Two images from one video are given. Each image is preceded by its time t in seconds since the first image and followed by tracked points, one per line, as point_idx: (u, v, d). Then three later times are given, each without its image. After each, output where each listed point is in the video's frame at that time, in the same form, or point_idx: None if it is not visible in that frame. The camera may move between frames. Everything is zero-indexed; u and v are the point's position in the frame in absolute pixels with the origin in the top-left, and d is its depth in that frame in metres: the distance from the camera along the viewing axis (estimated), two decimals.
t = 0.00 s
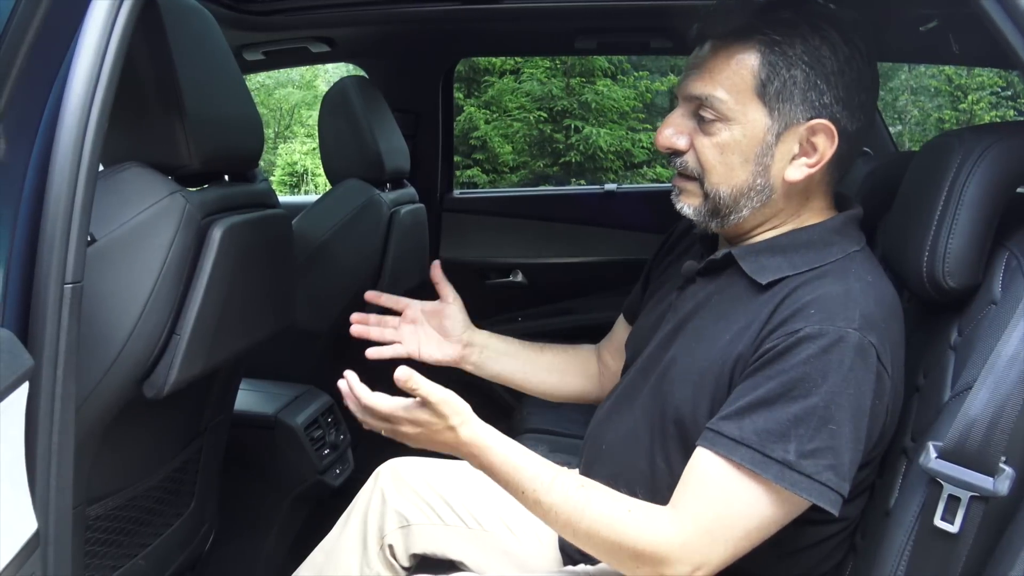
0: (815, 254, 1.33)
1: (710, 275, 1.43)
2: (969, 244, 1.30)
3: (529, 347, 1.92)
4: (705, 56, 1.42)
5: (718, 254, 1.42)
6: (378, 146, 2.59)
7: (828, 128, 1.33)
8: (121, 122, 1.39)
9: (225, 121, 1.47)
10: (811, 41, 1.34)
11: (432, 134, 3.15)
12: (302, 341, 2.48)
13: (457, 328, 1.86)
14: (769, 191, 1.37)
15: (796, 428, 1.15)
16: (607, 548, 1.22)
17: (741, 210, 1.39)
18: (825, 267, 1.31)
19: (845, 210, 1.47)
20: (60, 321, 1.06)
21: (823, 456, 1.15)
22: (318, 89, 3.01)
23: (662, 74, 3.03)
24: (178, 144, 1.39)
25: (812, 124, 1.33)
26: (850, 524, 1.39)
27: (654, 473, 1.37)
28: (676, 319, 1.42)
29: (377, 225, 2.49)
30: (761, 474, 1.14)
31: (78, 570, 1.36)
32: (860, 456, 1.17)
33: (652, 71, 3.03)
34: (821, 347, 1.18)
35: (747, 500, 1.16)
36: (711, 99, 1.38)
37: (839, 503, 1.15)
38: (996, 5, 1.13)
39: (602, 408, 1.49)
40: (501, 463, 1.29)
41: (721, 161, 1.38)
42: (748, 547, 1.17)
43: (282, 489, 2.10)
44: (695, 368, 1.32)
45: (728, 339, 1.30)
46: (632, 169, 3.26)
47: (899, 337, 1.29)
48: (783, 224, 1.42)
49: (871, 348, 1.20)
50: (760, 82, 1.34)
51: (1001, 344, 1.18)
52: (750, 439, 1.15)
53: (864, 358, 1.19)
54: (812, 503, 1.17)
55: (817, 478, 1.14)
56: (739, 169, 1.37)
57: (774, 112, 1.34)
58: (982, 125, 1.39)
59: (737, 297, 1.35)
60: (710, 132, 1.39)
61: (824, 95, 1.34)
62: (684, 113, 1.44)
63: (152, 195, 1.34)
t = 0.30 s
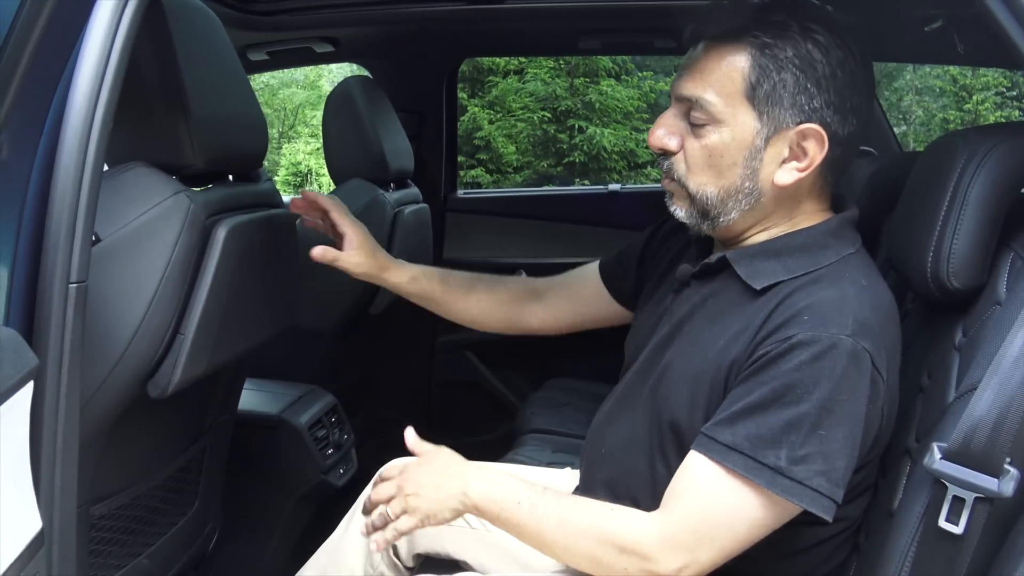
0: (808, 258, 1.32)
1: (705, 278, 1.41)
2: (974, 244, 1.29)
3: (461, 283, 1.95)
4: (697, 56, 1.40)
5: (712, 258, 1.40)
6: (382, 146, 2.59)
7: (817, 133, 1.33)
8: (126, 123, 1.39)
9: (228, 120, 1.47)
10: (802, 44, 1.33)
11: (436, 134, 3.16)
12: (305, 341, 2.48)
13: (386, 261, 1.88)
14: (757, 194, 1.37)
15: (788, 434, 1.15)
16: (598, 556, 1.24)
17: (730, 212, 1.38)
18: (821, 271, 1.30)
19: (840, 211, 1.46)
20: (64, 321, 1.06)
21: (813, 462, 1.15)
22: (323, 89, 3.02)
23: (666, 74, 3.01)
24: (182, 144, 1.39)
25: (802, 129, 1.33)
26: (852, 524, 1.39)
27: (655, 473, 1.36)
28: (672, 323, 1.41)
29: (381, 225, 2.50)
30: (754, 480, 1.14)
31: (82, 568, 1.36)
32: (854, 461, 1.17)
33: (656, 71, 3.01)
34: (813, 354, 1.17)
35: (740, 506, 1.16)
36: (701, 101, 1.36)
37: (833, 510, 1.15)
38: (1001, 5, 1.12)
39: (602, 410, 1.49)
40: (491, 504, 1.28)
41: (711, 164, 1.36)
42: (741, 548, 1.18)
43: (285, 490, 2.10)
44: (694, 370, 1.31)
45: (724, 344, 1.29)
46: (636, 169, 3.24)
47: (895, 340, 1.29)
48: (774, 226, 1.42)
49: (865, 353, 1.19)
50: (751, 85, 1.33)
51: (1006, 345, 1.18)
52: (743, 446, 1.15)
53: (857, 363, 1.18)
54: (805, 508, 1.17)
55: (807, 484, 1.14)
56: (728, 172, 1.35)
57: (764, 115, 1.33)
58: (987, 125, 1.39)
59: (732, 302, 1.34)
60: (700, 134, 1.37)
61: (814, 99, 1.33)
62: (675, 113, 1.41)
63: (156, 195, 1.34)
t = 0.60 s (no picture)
0: (815, 266, 1.30)
1: (710, 284, 1.40)
2: (983, 245, 1.29)
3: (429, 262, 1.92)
4: (699, 59, 1.38)
5: (716, 264, 1.39)
6: (388, 146, 2.59)
7: (823, 141, 1.32)
8: (135, 123, 1.40)
9: (235, 121, 1.47)
10: (806, 50, 1.31)
11: (442, 134, 3.16)
12: (312, 341, 2.48)
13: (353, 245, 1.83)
14: (762, 203, 1.36)
15: (793, 445, 1.15)
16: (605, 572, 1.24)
17: (735, 221, 1.38)
18: (826, 280, 1.28)
19: (848, 217, 1.44)
20: (72, 320, 1.07)
21: (818, 473, 1.14)
22: (329, 89, 3.03)
23: (673, 74, 3.01)
24: (189, 144, 1.39)
25: (806, 137, 1.32)
26: (861, 528, 1.38)
27: (661, 476, 1.36)
28: (677, 330, 1.40)
29: (388, 226, 2.49)
30: (757, 490, 1.14)
31: (88, 566, 1.36)
32: (861, 472, 1.16)
33: (663, 71, 3.01)
34: (819, 366, 1.16)
35: (742, 515, 1.16)
36: (703, 108, 1.35)
37: (840, 522, 1.14)
38: (1009, 5, 1.12)
39: (607, 413, 1.49)
40: (506, 562, 1.29)
41: (714, 172, 1.36)
42: (743, 554, 1.18)
43: (291, 489, 2.11)
44: (700, 373, 1.31)
45: (729, 354, 1.28)
46: (643, 169, 3.25)
47: (904, 351, 1.27)
48: (782, 233, 1.42)
49: (873, 364, 1.17)
50: (754, 93, 1.31)
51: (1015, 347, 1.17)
52: (747, 455, 1.15)
53: (865, 375, 1.16)
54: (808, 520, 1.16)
55: (812, 494, 1.14)
56: (732, 180, 1.35)
57: (768, 124, 1.32)
58: (996, 126, 1.38)
59: (738, 311, 1.32)
60: (703, 141, 1.36)
61: (819, 108, 1.32)
62: (677, 118, 1.41)
63: (163, 195, 1.35)
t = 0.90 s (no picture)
0: (837, 272, 1.30)
1: (728, 288, 1.39)
2: (998, 247, 1.28)
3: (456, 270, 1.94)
4: (722, 60, 1.37)
5: (735, 268, 1.38)
6: (401, 146, 2.60)
7: (847, 146, 1.31)
8: (150, 125, 1.41)
9: (249, 123, 1.48)
10: (833, 54, 1.30)
11: (455, 134, 3.16)
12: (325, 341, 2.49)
13: (382, 253, 1.85)
14: (784, 207, 1.36)
15: (810, 453, 1.14)
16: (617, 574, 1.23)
17: (755, 224, 1.37)
18: (850, 286, 1.28)
19: (870, 222, 1.44)
20: (87, 320, 1.07)
21: (835, 482, 1.14)
22: (342, 89, 3.04)
23: (686, 74, 3.01)
24: (204, 145, 1.40)
25: (830, 141, 1.31)
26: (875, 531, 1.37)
27: (676, 479, 1.36)
28: (693, 334, 1.39)
29: (400, 224, 2.51)
30: (772, 497, 1.14)
31: (103, 564, 1.37)
32: (879, 483, 1.15)
33: (675, 71, 3.01)
34: (839, 375, 1.16)
35: (758, 521, 1.15)
36: (725, 110, 1.34)
37: (857, 532, 1.14)
38: None
39: (621, 414, 1.49)
40: (518, 563, 1.29)
41: (735, 175, 1.35)
42: (757, 561, 1.17)
43: (304, 489, 2.11)
44: (717, 377, 1.30)
45: (747, 361, 1.28)
46: (655, 170, 3.23)
47: (924, 358, 1.26)
48: (802, 238, 1.41)
49: (894, 374, 1.17)
50: (778, 96, 1.31)
51: None
52: (763, 463, 1.15)
53: (886, 385, 1.16)
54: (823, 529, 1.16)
55: (829, 504, 1.13)
56: (753, 183, 1.35)
57: (792, 128, 1.31)
58: (1013, 127, 1.37)
59: (756, 316, 1.32)
60: (724, 143, 1.36)
61: (844, 112, 1.31)
62: (698, 119, 1.40)
63: (177, 195, 1.35)
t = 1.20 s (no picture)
0: (850, 274, 1.29)
1: (741, 291, 1.39)
2: (1016, 249, 1.27)
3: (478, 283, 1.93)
4: (735, 57, 1.37)
5: (747, 270, 1.38)
6: (415, 147, 2.60)
7: (857, 147, 1.31)
8: (166, 126, 1.42)
9: (265, 125, 1.49)
10: (847, 53, 1.30)
11: (469, 135, 3.16)
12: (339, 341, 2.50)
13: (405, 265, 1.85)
14: (789, 206, 1.35)
15: (824, 456, 1.14)
16: None
17: (759, 221, 1.36)
18: (863, 288, 1.27)
19: (883, 224, 1.42)
20: (103, 320, 1.09)
21: (849, 485, 1.13)
22: (357, 91, 3.04)
23: (700, 75, 2.98)
24: (219, 145, 1.41)
25: (841, 142, 1.31)
26: (891, 535, 1.36)
27: (689, 481, 1.35)
28: (707, 337, 1.39)
29: (414, 225, 2.51)
30: (786, 500, 1.14)
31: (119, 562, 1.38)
32: (894, 486, 1.15)
33: (690, 71, 2.98)
34: (853, 377, 1.15)
35: (772, 524, 1.15)
36: (737, 105, 1.33)
37: (872, 535, 1.13)
38: None
39: (634, 417, 1.48)
40: (531, 565, 1.28)
41: (743, 171, 1.34)
42: (771, 564, 1.17)
43: (317, 488, 2.12)
44: (730, 380, 1.30)
45: (761, 363, 1.27)
46: (669, 171, 3.21)
47: (939, 360, 1.25)
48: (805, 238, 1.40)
49: (909, 376, 1.16)
50: (791, 93, 1.30)
51: None
52: (777, 465, 1.14)
53: (900, 387, 1.15)
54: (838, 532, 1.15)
55: (843, 506, 1.13)
56: (761, 180, 1.34)
57: (803, 126, 1.31)
58: None
59: (770, 319, 1.31)
60: (734, 139, 1.35)
61: (856, 112, 1.31)
62: (709, 114, 1.39)
63: (192, 195, 1.36)
